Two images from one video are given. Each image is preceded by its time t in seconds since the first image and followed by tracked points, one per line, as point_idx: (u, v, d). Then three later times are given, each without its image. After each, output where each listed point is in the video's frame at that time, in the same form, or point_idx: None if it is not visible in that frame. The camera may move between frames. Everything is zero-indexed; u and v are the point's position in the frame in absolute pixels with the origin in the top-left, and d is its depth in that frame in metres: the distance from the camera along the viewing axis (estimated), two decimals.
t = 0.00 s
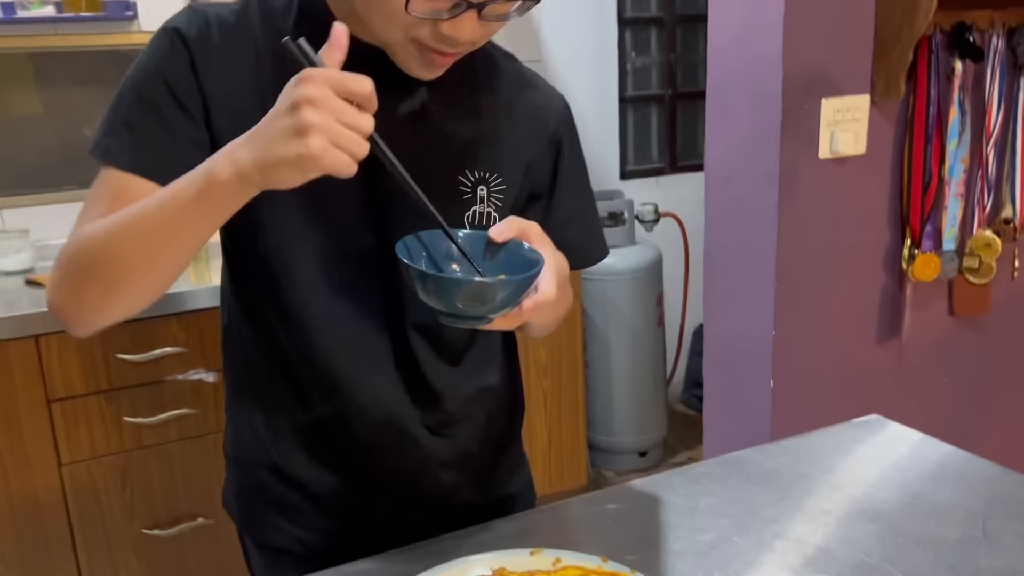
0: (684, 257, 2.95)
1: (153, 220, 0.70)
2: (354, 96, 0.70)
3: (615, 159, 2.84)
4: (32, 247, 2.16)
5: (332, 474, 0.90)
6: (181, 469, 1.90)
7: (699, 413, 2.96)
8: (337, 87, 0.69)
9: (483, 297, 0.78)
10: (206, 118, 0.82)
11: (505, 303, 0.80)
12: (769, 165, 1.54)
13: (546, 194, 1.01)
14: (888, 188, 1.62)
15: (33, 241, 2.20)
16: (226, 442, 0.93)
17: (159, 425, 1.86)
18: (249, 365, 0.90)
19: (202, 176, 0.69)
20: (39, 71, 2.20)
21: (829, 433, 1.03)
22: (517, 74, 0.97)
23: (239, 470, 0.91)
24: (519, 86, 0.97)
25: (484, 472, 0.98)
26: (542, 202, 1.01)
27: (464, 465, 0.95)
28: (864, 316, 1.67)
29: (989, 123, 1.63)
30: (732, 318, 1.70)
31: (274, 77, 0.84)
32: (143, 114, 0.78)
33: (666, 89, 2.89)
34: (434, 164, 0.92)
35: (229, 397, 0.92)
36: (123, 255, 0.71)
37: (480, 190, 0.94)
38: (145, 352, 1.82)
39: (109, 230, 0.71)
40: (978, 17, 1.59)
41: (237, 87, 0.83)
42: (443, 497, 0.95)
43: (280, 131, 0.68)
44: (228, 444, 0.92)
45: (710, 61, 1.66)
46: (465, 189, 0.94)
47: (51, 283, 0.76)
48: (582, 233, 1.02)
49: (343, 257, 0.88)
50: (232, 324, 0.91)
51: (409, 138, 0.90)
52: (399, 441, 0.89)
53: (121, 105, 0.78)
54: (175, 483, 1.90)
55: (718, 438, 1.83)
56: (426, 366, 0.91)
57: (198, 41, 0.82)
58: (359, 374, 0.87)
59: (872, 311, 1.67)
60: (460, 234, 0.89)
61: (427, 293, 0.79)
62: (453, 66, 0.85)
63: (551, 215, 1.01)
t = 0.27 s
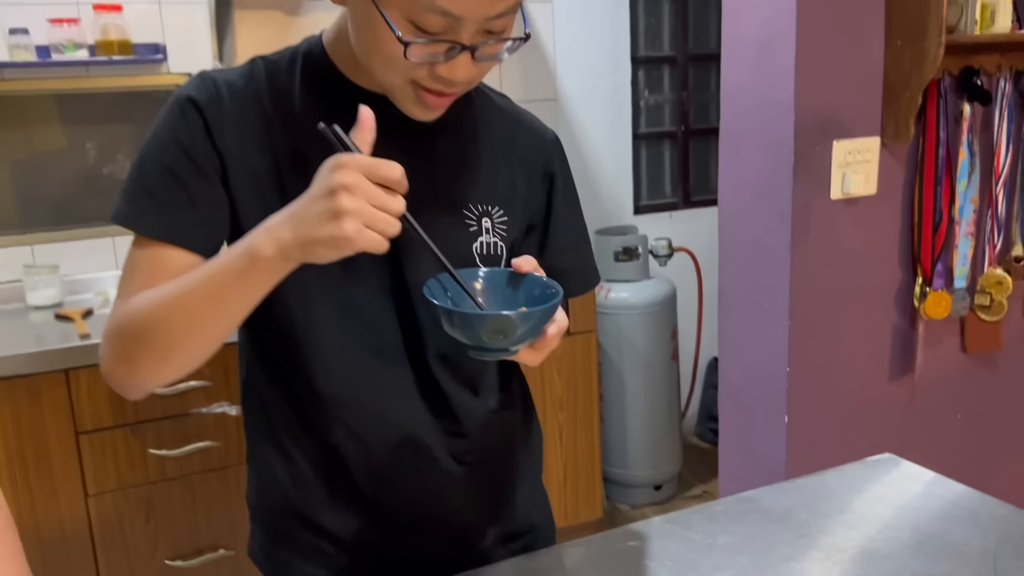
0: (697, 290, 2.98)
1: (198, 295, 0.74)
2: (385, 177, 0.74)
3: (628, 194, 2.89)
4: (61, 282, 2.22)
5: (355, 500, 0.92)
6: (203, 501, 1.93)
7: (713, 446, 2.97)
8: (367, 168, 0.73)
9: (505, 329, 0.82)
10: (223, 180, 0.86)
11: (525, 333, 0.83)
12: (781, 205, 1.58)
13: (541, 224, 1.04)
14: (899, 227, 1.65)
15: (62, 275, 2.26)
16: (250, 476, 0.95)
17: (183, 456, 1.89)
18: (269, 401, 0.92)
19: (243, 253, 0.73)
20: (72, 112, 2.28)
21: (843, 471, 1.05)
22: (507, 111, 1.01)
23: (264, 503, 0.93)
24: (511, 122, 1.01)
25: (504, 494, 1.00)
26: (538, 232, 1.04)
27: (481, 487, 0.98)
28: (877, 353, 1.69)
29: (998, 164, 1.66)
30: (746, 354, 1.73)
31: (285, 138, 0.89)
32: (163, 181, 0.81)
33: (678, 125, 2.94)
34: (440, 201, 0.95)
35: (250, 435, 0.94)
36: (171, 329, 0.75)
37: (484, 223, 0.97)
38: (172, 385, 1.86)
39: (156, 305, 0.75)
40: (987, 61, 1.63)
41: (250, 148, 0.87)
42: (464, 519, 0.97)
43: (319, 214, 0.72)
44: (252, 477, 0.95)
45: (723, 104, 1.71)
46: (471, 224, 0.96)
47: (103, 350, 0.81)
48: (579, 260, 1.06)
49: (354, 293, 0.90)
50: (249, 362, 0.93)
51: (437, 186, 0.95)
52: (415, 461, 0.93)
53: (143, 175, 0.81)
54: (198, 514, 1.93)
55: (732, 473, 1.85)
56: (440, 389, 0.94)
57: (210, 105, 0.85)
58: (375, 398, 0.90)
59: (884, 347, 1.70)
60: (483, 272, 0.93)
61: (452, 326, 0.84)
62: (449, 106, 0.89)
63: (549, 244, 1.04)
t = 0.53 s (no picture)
0: (710, 317, 3.00)
1: (262, 331, 0.79)
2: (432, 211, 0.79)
3: (642, 221, 2.92)
4: (86, 309, 2.27)
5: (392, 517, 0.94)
6: (225, 525, 1.96)
7: (727, 472, 2.98)
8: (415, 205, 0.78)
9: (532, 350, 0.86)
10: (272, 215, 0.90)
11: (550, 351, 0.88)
12: (794, 234, 1.61)
13: (574, 246, 1.08)
14: (911, 256, 1.68)
15: (88, 302, 2.31)
16: (293, 492, 0.98)
17: (206, 480, 1.93)
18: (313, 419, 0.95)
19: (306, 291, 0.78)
20: (100, 143, 2.33)
21: (859, 497, 1.08)
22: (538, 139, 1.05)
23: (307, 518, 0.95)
24: (544, 153, 1.04)
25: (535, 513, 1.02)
26: (571, 254, 1.08)
27: (515, 506, 1.00)
28: (891, 380, 1.71)
29: (1008, 193, 1.69)
30: (761, 380, 1.75)
31: (330, 175, 0.93)
32: (215, 218, 0.86)
33: (691, 153, 2.99)
34: (476, 227, 0.99)
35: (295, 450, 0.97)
36: (236, 364, 0.80)
37: (519, 247, 1.01)
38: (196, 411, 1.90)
39: (223, 343, 0.80)
40: (994, 93, 1.66)
41: (296, 184, 0.92)
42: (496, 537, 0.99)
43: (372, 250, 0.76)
44: (295, 494, 0.97)
45: (736, 135, 1.75)
46: (506, 248, 1.00)
47: (168, 387, 0.86)
48: (610, 282, 1.08)
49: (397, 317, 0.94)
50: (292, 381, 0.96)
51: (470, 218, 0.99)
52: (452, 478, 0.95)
53: (197, 215, 0.86)
54: (220, 538, 1.96)
55: (748, 499, 1.86)
56: (479, 409, 0.97)
57: (258, 147, 0.90)
58: (418, 415, 0.93)
59: (898, 374, 1.72)
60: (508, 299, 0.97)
61: (482, 348, 0.88)
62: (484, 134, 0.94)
63: (582, 265, 1.07)
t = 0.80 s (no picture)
0: (722, 338, 3.03)
1: (319, 357, 0.84)
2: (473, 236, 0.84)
3: (654, 243, 2.96)
4: (110, 329, 2.32)
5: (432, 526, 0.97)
6: (245, 542, 1.99)
7: (740, 493, 2.98)
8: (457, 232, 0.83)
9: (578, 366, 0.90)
10: (324, 240, 0.95)
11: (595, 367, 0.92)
12: (806, 257, 1.65)
13: (610, 266, 1.12)
14: (920, 279, 1.71)
15: (111, 322, 2.36)
16: (338, 503, 1.02)
17: (227, 498, 1.96)
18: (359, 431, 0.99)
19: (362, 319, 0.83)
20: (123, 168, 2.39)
21: (871, 514, 1.10)
22: (576, 165, 1.09)
23: (351, 527, 0.99)
24: (580, 178, 1.08)
25: (575, 531, 1.04)
26: (606, 274, 1.12)
27: (553, 522, 1.03)
28: (902, 401, 1.74)
29: (1015, 218, 1.72)
30: (773, 401, 1.78)
31: (378, 201, 0.97)
32: (270, 246, 0.91)
33: (702, 177, 3.03)
34: (516, 250, 1.03)
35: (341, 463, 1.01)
36: (298, 389, 0.86)
37: (557, 267, 1.05)
38: (218, 430, 1.94)
39: (284, 368, 0.86)
40: (1000, 119, 1.70)
41: (347, 210, 0.96)
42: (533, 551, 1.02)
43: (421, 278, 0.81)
44: (340, 505, 1.01)
45: (748, 160, 1.79)
46: (545, 269, 1.04)
47: (233, 407, 0.92)
48: (643, 303, 1.12)
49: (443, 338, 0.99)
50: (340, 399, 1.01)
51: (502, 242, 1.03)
52: (491, 491, 0.99)
53: (253, 242, 0.92)
54: (240, 554, 1.99)
55: (760, 518, 1.88)
56: (521, 425, 1.01)
57: (311, 176, 0.95)
58: (460, 428, 0.97)
59: (909, 395, 1.74)
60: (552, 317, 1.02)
61: (529, 361, 0.92)
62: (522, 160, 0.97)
63: (617, 285, 1.11)
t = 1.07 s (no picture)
0: (732, 356, 3.05)
1: (356, 396, 0.90)
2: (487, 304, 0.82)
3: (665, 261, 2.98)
4: (130, 344, 2.36)
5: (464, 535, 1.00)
6: (260, 555, 2.02)
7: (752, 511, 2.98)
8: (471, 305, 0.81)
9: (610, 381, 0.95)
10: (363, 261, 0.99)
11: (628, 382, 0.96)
12: (813, 276, 1.67)
13: (636, 283, 1.16)
14: (927, 298, 1.73)
15: (131, 338, 2.41)
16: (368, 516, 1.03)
17: (243, 511, 2.00)
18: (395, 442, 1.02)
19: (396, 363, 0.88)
20: (144, 186, 2.44)
21: (878, 530, 1.12)
22: (605, 187, 1.13)
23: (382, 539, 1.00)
24: (606, 199, 1.13)
25: (598, 542, 1.08)
26: (632, 291, 1.15)
27: (579, 534, 1.06)
28: (910, 418, 1.75)
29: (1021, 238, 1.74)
30: (782, 418, 1.80)
31: (414, 223, 1.02)
32: (310, 266, 0.95)
33: (713, 196, 3.07)
34: (547, 267, 1.07)
35: (374, 474, 1.04)
36: (339, 423, 0.92)
37: (584, 284, 1.09)
38: (234, 443, 1.97)
39: (325, 400, 0.92)
40: (1006, 141, 1.73)
41: (385, 231, 1.00)
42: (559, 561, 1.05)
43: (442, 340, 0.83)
44: (370, 519, 1.03)
45: (756, 181, 1.82)
46: (574, 286, 1.08)
47: (280, 424, 0.98)
48: (668, 317, 1.16)
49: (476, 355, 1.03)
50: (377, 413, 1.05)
51: (529, 259, 1.06)
52: (521, 500, 1.02)
53: (295, 263, 0.96)
54: (255, 566, 2.02)
55: (770, 535, 1.89)
56: (550, 438, 1.05)
57: (350, 199, 0.99)
58: (493, 439, 1.01)
59: (917, 413, 1.76)
60: (591, 327, 1.05)
61: (565, 373, 0.96)
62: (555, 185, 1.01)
63: (642, 301, 1.15)
